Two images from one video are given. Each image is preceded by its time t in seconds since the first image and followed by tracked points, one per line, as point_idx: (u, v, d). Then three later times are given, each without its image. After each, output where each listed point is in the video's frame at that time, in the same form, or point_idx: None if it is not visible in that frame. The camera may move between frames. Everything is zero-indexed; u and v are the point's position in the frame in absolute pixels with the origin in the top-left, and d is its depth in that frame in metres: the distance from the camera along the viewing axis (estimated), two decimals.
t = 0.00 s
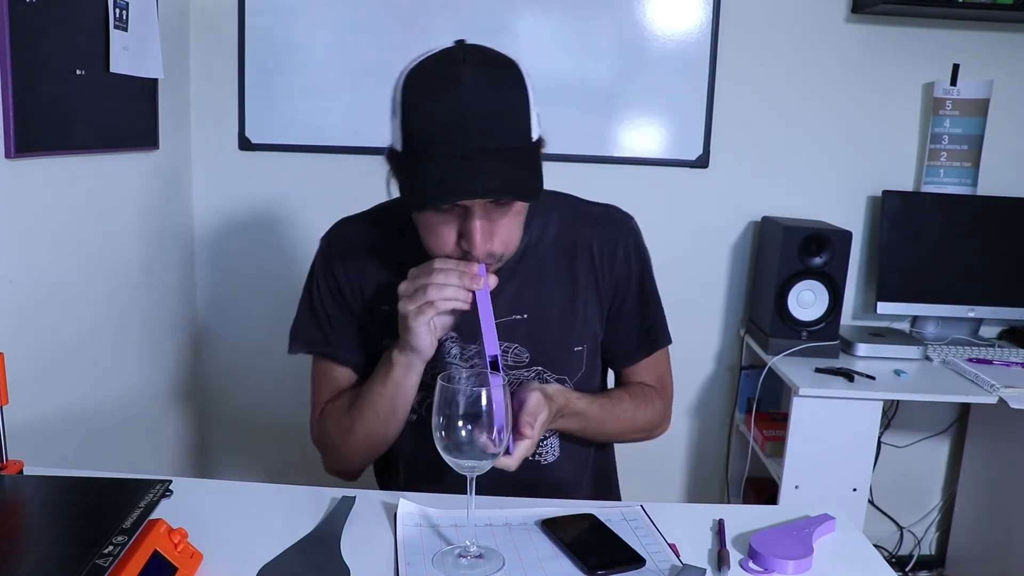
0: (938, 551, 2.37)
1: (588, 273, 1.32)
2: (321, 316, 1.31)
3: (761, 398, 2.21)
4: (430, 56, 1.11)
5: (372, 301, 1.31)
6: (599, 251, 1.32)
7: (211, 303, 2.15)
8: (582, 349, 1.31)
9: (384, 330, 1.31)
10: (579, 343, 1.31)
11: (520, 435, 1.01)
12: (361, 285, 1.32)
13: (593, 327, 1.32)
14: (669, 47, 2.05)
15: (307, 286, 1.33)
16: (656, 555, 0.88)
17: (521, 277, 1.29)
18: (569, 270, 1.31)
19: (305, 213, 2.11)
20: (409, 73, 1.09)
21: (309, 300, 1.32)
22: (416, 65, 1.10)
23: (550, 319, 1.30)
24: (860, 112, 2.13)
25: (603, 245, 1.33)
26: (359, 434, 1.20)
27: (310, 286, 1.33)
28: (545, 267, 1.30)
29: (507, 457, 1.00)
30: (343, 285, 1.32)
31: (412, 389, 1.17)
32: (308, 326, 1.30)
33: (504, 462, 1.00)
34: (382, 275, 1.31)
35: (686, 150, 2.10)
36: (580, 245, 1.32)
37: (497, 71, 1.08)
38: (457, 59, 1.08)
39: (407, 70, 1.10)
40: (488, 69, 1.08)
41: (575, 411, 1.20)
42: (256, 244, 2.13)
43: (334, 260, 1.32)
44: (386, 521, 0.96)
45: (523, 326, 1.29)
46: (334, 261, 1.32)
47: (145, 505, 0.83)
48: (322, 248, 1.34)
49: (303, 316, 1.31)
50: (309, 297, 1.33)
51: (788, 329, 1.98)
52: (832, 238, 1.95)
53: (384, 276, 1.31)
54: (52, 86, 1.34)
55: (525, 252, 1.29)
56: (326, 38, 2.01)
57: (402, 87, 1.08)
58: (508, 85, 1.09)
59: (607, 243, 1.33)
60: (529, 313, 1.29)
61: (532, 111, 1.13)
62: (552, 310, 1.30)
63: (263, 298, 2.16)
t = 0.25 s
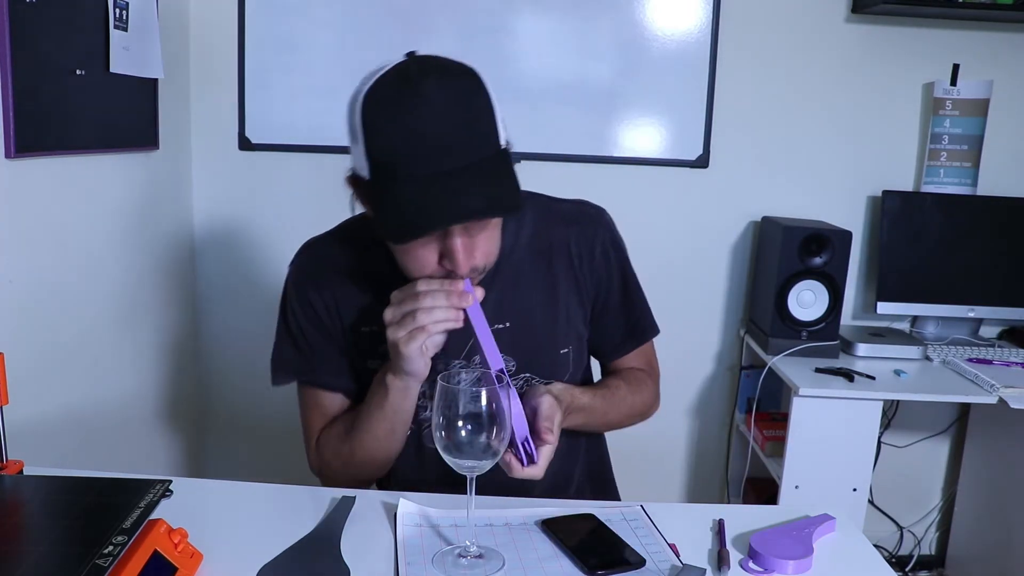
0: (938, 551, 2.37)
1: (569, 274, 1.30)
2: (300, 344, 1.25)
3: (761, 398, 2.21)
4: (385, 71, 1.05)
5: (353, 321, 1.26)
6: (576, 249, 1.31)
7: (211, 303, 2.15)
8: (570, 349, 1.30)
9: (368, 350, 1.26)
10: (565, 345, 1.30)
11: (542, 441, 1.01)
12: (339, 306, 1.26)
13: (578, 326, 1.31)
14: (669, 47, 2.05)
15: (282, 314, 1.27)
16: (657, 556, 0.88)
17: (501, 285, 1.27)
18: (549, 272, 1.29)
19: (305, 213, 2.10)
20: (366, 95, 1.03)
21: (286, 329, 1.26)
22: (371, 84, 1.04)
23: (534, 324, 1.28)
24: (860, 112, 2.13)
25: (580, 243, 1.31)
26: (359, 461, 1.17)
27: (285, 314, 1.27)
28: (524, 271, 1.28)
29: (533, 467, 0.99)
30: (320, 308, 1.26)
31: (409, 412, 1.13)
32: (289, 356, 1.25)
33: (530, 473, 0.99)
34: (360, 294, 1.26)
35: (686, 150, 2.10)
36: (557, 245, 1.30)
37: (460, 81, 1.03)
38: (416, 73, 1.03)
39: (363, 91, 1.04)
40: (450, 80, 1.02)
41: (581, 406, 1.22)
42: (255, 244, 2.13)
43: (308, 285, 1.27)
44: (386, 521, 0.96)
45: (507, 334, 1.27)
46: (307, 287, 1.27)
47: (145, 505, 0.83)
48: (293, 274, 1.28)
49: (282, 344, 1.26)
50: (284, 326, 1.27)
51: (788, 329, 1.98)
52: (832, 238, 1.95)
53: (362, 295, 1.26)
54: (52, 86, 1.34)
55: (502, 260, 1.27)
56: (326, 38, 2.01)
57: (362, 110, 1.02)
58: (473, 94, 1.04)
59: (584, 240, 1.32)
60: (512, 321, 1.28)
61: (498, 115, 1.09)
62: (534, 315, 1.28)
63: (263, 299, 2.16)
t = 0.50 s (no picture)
0: (938, 551, 2.37)
1: (546, 277, 1.30)
2: (285, 371, 1.23)
3: (761, 398, 2.21)
4: (334, 102, 1.01)
5: (336, 341, 1.24)
6: (554, 252, 1.31)
7: (211, 303, 2.15)
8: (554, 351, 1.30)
9: (354, 369, 1.23)
10: (549, 347, 1.29)
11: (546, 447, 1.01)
12: (320, 329, 1.24)
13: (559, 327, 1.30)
14: (669, 47, 2.05)
15: (262, 342, 1.25)
16: (657, 556, 0.88)
17: (480, 293, 1.25)
18: (527, 276, 1.29)
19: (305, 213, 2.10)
20: (319, 132, 0.99)
21: (268, 356, 1.24)
22: (321, 118, 1.00)
23: (517, 329, 1.27)
24: (860, 112, 2.13)
25: (555, 244, 1.31)
26: (359, 479, 1.17)
27: (266, 342, 1.24)
28: (504, 278, 1.27)
29: (543, 472, 1.00)
30: (300, 333, 1.23)
31: (402, 427, 1.13)
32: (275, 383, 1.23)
33: (541, 478, 1.00)
34: (340, 314, 1.24)
35: (686, 150, 2.10)
36: (534, 249, 1.30)
37: (414, 106, 0.99)
38: (367, 103, 0.98)
39: (315, 128, 0.99)
40: (405, 106, 0.99)
41: (576, 401, 1.23)
42: (255, 244, 2.12)
43: (287, 312, 1.23)
44: (386, 521, 0.96)
45: (490, 342, 1.26)
46: (286, 313, 1.24)
47: (144, 505, 0.83)
48: (270, 300, 1.25)
49: (266, 372, 1.23)
50: (267, 353, 1.24)
51: (788, 329, 1.98)
52: (832, 238, 1.95)
53: (343, 315, 1.24)
54: (52, 86, 1.34)
55: (481, 267, 1.25)
56: (326, 38, 2.01)
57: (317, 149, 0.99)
58: (430, 118, 1.00)
59: (560, 241, 1.32)
60: (494, 328, 1.26)
61: (457, 131, 1.06)
62: (516, 321, 1.27)
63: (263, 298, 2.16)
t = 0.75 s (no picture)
0: (938, 551, 2.37)
1: (533, 278, 1.30)
2: (273, 386, 1.21)
3: (761, 398, 2.21)
4: (295, 129, 0.98)
5: (324, 356, 1.21)
6: (539, 253, 1.31)
7: (211, 303, 2.15)
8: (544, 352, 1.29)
9: (344, 381, 1.21)
10: (539, 348, 1.28)
11: (548, 447, 1.01)
12: (307, 344, 1.21)
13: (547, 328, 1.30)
14: (669, 47, 2.05)
15: (250, 361, 1.22)
16: (657, 556, 0.88)
17: (467, 299, 1.24)
18: (514, 277, 1.28)
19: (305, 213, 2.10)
20: (283, 164, 0.96)
21: (256, 372, 1.22)
22: (283, 149, 0.97)
23: (506, 332, 1.26)
24: (860, 112, 2.13)
25: (540, 245, 1.31)
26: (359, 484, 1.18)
27: (254, 360, 1.22)
28: (491, 282, 1.26)
29: (548, 471, 0.99)
30: (288, 350, 1.21)
31: (400, 437, 1.14)
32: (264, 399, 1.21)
33: (547, 477, 0.99)
34: (326, 328, 1.21)
35: (686, 150, 2.10)
36: (520, 252, 1.29)
37: (376, 128, 0.96)
38: (328, 129, 0.95)
39: (277, 159, 0.96)
40: (368, 129, 0.95)
41: (572, 396, 1.24)
42: (255, 244, 2.12)
43: (271, 328, 1.21)
44: (386, 521, 0.96)
45: (479, 347, 1.25)
46: (271, 328, 1.21)
47: (144, 505, 0.83)
48: (253, 316, 1.22)
49: (255, 388, 1.22)
50: (255, 369, 1.22)
51: (788, 329, 1.98)
52: (832, 238, 1.95)
53: (329, 329, 1.21)
54: (52, 86, 1.34)
55: (468, 272, 1.24)
56: (326, 38, 2.01)
57: (281, 180, 0.96)
58: (394, 139, 0.97)
59: (545, 242, 1.31)
60: (482, 334, 1.25)
61: (425, 148, 1.03)
62: (504, 324, 1.26)
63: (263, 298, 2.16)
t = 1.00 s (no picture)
0: (938, 551, 2.37)
1: (526, 276, 1.29)
2: (268, 391, 1.21)
3: (760, 398, 2.21)
4: (274, 135, 0.99)
5: (318, 359, 1.21)
6: (532, 253, 1.30)
7: (211, 302, 2.15)
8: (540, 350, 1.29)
9: (339, 384, 1.21)
10: (534, 346, 1.28)
11: (548, 439, 1.01)
12: (301, 348, 1.20)
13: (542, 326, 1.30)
14: (669, 47, 2.05)
15: (245, 366, 1.22)
16: (657, 556, 0.88)
17: (460, 299, 1.24)
18: (507, 276, 1.28)
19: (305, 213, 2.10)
20: (264, 172, 0.97)
21: (250, 378, 1.21)
22: (263, 156, 0.98)
23: (501, 331, 1.26)
24: (860, 112, 2.13)
25: (532, 243, 1.31)
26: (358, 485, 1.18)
27: (248, 365, 1.22)
28: (483, 282, 1.26)
29: (547, 464, 1.00)
30: (282, 355, 1.20)
31: (397, 439, 1.14)
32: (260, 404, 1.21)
33: (547, 471, 0.99)
34: (320, 331, 1.21)
35: (687, 150, 2.10)
36: (511, 251, 1.29)
37: (353, 127, 0.97)
38: (306, 132, 0.96)
39: (258, 166, 0.97)
40: (345, 129, 0.96)
41: (568, 391, 1.25)
42: (255, 244, 2.12)
43: (264, 333, 1.20)
44: (386, 521, 0.96)
45: (474, 347, 1.25)
46: (264, 334, 1.20)
47: (144, 505, 0.83)
48: (247, 322, 1.22)
49: (250, 394, 1.21)
50: (249, 374, 1.22)
51: (788, 329, 1.98)
52: (832, 238, 1.95)
53: (323, 333, 1.21)
54: (52, 86, 1.34)
55: (458, 273, 1.24)
56: (326, 38, 2.01)
57: (263, 188, 0.97)
58: (373, 137, 0.98)
59: (537, 240, 1.31)
60: (477, 334, 1.25)
61: (406, 145, 1.03)
62: (498, 323, 1.26)
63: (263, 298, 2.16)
